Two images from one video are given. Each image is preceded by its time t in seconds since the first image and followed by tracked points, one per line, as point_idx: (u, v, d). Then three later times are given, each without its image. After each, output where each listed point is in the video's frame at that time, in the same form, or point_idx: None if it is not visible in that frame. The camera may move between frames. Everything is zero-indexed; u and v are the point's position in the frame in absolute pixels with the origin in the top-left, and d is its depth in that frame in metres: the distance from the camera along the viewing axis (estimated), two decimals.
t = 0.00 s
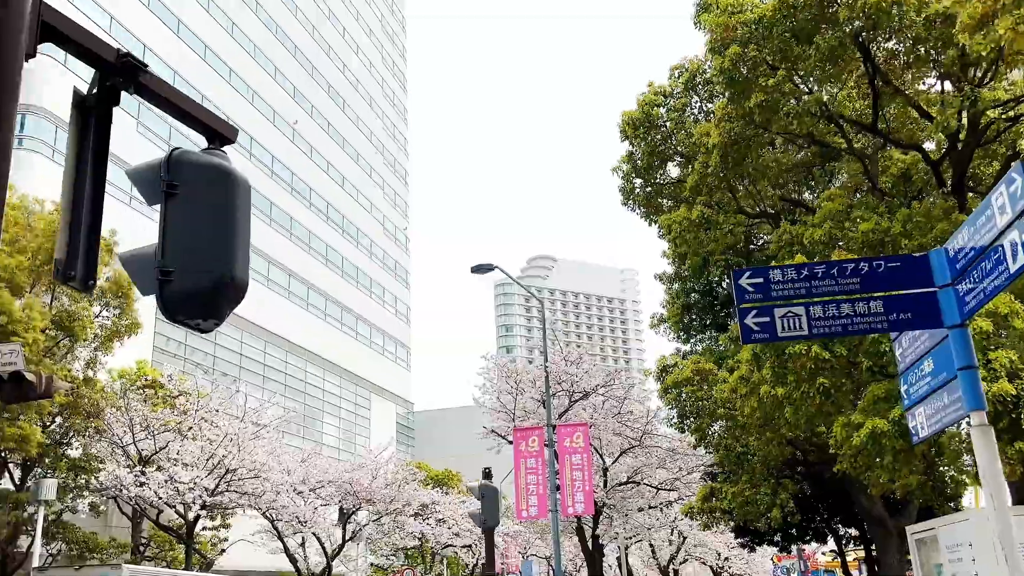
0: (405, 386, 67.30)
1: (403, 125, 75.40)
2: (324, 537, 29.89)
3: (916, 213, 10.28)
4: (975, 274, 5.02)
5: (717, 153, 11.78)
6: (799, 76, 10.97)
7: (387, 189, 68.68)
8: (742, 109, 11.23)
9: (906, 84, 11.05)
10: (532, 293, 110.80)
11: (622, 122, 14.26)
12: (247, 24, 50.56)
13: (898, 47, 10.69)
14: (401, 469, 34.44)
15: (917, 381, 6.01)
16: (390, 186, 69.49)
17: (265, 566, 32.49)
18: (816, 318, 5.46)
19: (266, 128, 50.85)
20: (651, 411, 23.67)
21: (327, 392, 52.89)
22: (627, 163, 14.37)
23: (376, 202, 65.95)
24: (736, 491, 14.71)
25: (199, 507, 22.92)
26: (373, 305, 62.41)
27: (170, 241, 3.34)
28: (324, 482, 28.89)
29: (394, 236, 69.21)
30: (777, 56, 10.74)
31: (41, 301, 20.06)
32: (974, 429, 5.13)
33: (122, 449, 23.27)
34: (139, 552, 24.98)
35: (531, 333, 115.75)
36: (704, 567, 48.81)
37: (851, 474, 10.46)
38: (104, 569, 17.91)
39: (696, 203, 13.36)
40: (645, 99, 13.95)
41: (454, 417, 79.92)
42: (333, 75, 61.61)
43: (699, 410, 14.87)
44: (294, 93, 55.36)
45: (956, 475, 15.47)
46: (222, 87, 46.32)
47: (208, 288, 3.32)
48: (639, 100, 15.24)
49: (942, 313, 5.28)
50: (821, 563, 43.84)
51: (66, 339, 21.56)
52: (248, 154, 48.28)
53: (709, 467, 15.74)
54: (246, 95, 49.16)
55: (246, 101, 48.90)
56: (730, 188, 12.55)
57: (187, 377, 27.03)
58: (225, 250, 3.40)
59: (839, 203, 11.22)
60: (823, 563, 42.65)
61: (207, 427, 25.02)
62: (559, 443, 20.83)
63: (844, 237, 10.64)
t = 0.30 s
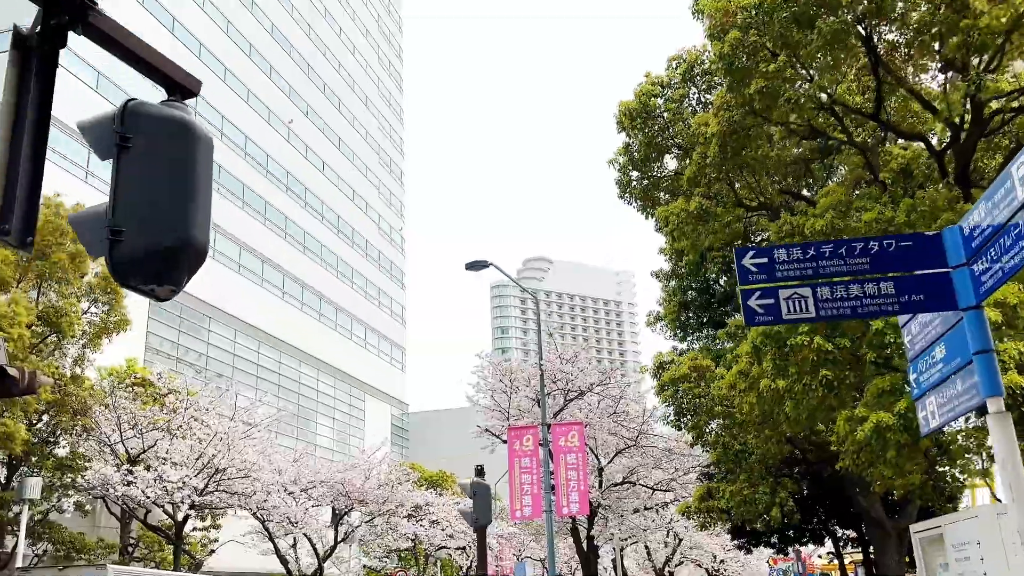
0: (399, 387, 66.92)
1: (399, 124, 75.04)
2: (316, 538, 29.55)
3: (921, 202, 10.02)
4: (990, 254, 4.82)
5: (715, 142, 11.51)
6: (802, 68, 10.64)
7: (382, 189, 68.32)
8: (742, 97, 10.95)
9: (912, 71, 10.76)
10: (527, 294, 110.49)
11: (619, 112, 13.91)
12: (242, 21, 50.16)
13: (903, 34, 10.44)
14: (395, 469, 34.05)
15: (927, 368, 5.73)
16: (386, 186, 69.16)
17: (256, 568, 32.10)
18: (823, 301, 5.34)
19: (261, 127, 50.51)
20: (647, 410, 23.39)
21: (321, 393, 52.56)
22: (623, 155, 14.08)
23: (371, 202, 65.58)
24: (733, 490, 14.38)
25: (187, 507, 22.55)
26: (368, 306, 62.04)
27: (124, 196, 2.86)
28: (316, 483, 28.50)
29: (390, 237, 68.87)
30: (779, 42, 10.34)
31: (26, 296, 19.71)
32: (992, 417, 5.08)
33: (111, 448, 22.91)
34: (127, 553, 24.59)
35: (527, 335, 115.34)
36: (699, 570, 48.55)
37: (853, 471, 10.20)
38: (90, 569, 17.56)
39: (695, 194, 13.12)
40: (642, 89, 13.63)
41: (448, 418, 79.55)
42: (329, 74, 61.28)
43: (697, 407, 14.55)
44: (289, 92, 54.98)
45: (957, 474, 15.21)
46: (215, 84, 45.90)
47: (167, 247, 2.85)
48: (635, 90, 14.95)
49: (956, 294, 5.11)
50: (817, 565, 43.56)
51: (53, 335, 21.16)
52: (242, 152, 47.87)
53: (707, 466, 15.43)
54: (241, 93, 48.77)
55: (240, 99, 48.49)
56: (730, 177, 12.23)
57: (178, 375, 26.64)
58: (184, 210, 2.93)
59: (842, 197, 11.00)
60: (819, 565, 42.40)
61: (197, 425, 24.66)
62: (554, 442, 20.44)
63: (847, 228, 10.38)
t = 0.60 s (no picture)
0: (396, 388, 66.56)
1: (396, 125, 74.75)
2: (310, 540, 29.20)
3: (930, 192, 9.73)
4: (1012, 233, 4.72)
5: (719, 131, 11.20)
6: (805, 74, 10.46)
7: (379, 190, 68.00)
8: (745, 84, 10.63)
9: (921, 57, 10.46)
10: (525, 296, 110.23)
11: (619, 102, 13.60)
12: (238, 20, 49.82)
13: (913, 20, 10.13)
14: (390, 471, 33.69)
15: (945, 357, 5.44)
16: (383, 187, 68.84)
17: (249, 570, 31.74)
18: (836, 283, 5.31)
19: (257, 127, 50.17)
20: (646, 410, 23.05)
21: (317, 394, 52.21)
22: (623, 147, 13.75)
23: (368, 202, 65.24)
24: (736, 490, 14.03)
25: (178, 508, 22.18)
26: (365, 307, 61.69)
27: (70, 146, 2.31)
28: (310, 484, 28.07)
29: (387, 238, 68.50)
30: (783, 26, 10.03)
31: (14, 292, 19.34)
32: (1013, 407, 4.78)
33: (100, 447, 22.49)
34: (118, 555, 24.22)
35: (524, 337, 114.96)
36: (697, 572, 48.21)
37: (860, 468, 9.90)
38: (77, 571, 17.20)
39: (696, 185, 12.84)
40: (642, 78, 13.32)
41: (445, 420, 79.17)
42: (325, 74, 60.99)
43: (698, 406, 14.23)
44: (285, 91, 54.62)
45: (964, 475, 14.91)
46: (211, 83, 45.47)
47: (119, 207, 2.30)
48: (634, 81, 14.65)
49: (980, 278, 5.03)
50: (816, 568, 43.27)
51: (42, 333, 20.76)
52: (238, 152, 47.48)
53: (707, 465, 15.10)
54: (237, 93, 48.42)
55: (236, 98, 48.12)
56: (732, 168, 11.90)
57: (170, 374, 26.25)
58: (142, 164, 2.38)
59: (845, 188, 10.87)
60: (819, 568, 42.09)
61: (189, 425, 24.31)
62: (551, 442, 20.23)
63: (854, 217, 10.09)
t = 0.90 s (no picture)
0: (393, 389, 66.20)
1: (394, 126, 74.46)
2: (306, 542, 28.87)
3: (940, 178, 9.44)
4: None
5: (721, 119, 10.95)
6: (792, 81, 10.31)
7: (376, 190, 67.68)
8: (748, 70, 10.35)
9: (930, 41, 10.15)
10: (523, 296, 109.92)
11: (617, 91, 13.32)
12: (234, 19, 49.51)
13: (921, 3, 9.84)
14: (386, 471, 33.32)
15: (967, 336, 6.04)
16: (381, 187, 68.52)
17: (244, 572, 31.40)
18: (852, 259, 5.77)
19: (253, 127, 49.84)
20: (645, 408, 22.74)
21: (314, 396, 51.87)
22: (622, 138, 13.44)
23: (365, 202, 64.92)
24: (738, 488, 13.67)
25: (171, 509, 21.81)
26: (362, 308, 61.34)
27: None
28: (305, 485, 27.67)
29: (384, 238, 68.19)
30: (788, 8, 9.72)
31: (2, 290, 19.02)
32: None
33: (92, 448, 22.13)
34: (111, 557, 23.91)
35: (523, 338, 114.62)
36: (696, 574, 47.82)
37: (868, 463, 9.60)
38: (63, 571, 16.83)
39: (698, 174, 12.57)
40: (642, 67, 13.05)
41: (443, 421, 78.79)
42: (322, 74, 60.70)
43: (698, 401, 13.91)
44: (282, 91, 54.31)
45: (970, 473, 14.56)
46: (205, 82, 45.09)
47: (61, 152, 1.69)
48: (633, 71, 14.38)
49: (1004, 251, 5.44)
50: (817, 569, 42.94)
51: (32, 332, 20.43)
52: (233, 152, 47.10)
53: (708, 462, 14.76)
54: (232, 92, 48.08)
55: (232, 98, 47.77)
56: (733, 156, 11.56)
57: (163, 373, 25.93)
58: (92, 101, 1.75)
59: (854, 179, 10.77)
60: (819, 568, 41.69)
61: (182, 426, 23.99)
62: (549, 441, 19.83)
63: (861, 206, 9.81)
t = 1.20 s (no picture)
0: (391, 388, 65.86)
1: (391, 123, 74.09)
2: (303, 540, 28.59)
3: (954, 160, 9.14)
4: None
5: (725, 100, 10.67)
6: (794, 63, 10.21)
7: (374, 188, 67.34)
8: (753, 50, 10.05)
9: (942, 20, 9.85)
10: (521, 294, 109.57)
11: (617, 76, 13.03)
12: (229, 15, 49.14)
13: None
14: (384, 470, 32.99)
15: (997, 313, 6.39)
16: (378, 186, 68.19)
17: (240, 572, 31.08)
18: (878, 225, 6.22)
19: (250, 125, 49.51)
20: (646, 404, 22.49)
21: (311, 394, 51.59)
22: (623, 124, 13.15)
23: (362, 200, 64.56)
24: (742, 482, 13.38)
25: (165, 508, 21.50)
26: (359, 306, 60.98)
27: None
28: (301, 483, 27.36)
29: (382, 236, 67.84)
30: None
31: None
32: None
33: (84, 446, 21.83)
34: (104, 556, 23.59)
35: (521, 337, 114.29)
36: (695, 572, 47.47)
37: (879, 455, 9.31)
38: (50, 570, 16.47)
39: (701, 159, 12.29)
40: (643, 50, 12.79)
41: (441, 420, 78.44)
42: (319, 72, 60.37)
43: (701, 394, 13.63)
44: (278, 88, 53.93)
45: (979, 466, 14.27)
46: (200, 78, 44.66)
47: None
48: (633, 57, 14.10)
49: None
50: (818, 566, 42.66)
51: (22, 328, 20.06)
52: (229, 150, 46.71)
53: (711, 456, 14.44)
54: (228, 89, 47.71)
55: (227, 95, 47.39)
56: (737, 141, 11.28)
57: (157, 370, 25.64)
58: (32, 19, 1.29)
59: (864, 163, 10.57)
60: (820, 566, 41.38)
61: (177, 424, 23.68)
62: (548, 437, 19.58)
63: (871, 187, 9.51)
